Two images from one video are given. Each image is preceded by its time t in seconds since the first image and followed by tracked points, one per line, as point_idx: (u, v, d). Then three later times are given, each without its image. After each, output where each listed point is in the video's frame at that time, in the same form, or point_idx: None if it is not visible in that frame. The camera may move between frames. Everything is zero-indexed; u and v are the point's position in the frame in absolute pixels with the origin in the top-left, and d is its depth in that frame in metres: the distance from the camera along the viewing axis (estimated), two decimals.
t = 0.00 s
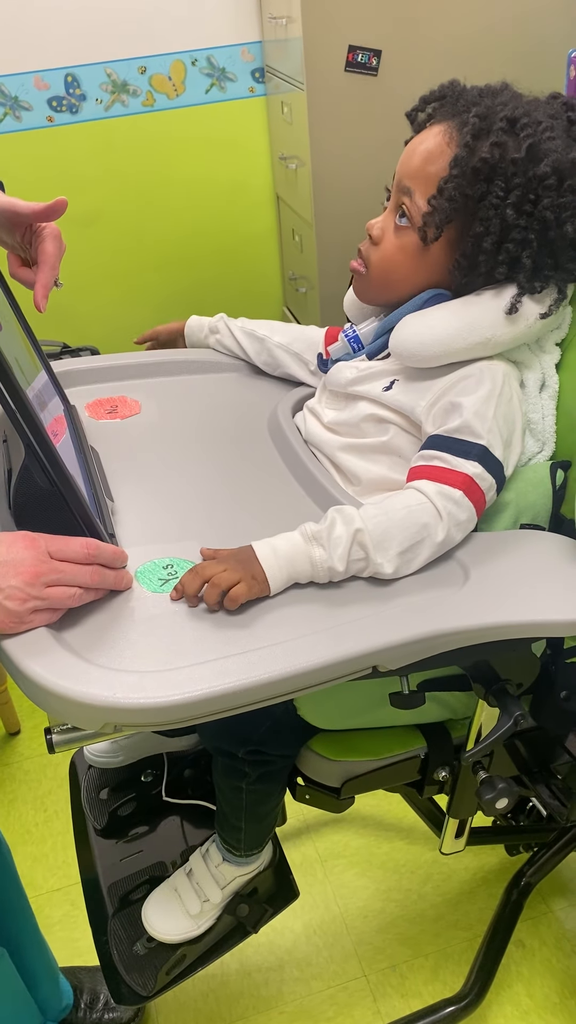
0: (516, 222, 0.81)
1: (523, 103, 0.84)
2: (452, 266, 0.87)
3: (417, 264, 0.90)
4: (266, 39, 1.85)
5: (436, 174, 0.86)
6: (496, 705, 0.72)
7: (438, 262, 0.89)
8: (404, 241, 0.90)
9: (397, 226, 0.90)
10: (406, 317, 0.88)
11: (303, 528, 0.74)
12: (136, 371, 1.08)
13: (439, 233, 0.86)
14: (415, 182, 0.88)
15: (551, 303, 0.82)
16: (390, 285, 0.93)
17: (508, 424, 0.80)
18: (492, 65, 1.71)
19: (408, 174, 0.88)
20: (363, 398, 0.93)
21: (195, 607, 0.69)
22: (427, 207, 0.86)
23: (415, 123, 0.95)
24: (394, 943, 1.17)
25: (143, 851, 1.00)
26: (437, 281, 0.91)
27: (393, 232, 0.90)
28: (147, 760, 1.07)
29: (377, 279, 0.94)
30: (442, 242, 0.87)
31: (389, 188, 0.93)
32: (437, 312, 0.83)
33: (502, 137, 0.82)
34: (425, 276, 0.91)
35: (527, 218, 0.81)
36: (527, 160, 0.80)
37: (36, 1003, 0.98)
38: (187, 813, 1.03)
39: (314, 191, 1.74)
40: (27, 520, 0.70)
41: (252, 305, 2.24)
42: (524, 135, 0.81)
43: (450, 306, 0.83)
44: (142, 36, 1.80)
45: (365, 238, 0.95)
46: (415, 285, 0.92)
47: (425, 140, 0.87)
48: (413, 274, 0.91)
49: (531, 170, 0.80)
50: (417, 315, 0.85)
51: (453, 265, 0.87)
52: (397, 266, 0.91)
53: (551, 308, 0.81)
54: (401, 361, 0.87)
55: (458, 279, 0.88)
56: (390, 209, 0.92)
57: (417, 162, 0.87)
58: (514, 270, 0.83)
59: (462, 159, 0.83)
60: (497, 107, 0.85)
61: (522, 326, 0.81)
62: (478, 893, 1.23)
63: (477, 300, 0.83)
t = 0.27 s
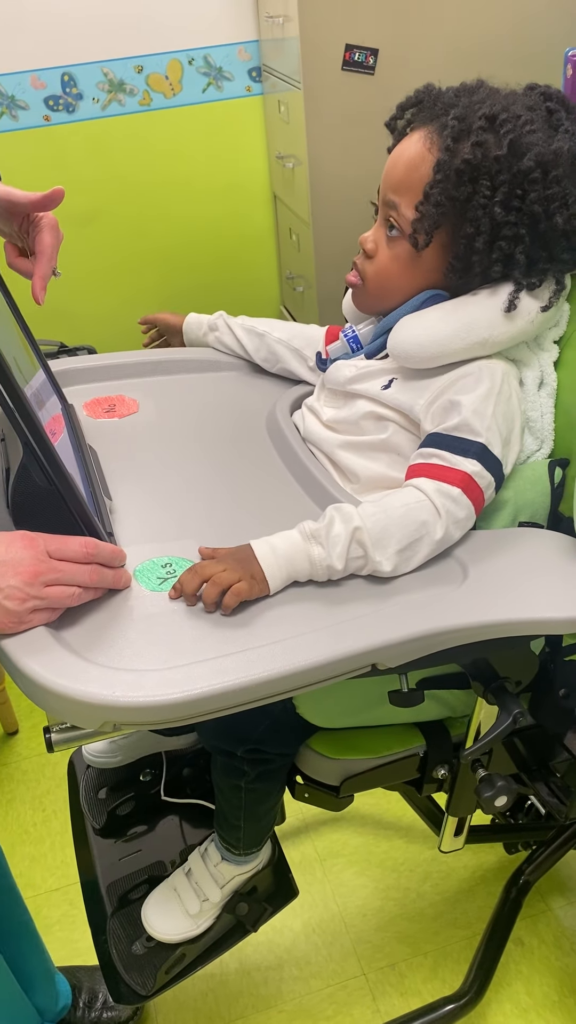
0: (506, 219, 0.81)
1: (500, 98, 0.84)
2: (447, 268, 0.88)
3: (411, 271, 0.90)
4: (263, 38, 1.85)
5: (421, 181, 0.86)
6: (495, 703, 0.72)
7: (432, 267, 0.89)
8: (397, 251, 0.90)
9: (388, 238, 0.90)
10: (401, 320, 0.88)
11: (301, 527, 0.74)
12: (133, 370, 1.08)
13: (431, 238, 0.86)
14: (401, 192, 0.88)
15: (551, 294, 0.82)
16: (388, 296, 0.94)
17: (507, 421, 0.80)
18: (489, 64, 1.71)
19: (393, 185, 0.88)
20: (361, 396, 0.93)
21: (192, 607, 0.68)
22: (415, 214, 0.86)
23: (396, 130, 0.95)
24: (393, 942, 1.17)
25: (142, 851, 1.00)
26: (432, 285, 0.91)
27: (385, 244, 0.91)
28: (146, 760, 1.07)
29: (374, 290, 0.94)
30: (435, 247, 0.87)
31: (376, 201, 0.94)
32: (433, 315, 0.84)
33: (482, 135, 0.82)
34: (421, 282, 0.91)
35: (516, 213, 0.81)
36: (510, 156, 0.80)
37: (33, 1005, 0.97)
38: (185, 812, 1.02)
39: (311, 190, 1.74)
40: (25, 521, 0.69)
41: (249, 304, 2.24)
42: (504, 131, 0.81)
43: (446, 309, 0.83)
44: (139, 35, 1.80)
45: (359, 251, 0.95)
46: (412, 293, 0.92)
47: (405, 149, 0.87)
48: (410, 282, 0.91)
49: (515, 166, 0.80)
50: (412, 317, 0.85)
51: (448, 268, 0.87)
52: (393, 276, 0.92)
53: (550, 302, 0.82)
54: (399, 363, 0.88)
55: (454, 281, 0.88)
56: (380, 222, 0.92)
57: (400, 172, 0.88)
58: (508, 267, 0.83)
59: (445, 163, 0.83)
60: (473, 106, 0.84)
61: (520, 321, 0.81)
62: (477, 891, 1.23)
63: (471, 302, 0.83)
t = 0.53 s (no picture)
0: (496, 216, 0.81)
1: (485, 94, 0.84)
2: (439, 267, 0.87)
3: (404, 272, 0.90)
4: (259, 36, 1.85)
5: (410, 181, 0.86)
6: (491, 700, 0.72)
7: (424, 266, 0.89)
8: (389, 252, 0.90)
9: (381, 240, 0.90)
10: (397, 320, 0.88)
11: (297, 524, 0.74)
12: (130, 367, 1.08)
13: (422, 237, 0.86)
14: (391, 193, 0.87)
15: (544, 289, 0.82)
16: (382, 297, 0.93)
17: (504, 418, 0.80)
18: (485, 61, 1.71)
19: (382, 186, 0.88)
20: (358, 394, 0.93)
21: (193, 602, 0.68)
22: (405, 215, 0.86)
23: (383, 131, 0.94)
24: (390, 940, 1.17)
25: (139, 849, 1.00)
26: (426, 285, 0.90)
27: (378, 246, 0.91)
28: (143, 757, 1.06)
29: (368, 292, 0.94)
30: (427, 245, 0.87)
31: (366, 204, 0.94)
32: (428, 314, 0.83)
33: (469, 132, 0.81)
34: (415, 281, 0.91)
35: (506, 209, 0.81)
36: (497, 152, 0.80)
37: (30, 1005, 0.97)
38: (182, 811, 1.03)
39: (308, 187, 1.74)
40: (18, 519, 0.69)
41: (246, 302, 2.24)
42: (491, 127, 0.80)
43: (441, 308, 0.83)
44: (135, 32, 1.80)
45: (352, 253, 0.95)
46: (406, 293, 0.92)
47: (393, 150, 0.87)
48: (404, 282, 0.91)
49: (503, 162, 0.80)
50: (407, 317, 0.85)
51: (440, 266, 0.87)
52: (386, 278, 0.92)
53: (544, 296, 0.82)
54: (394, 362, 0.87)
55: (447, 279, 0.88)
56: (372, 224, 0.92)
57: (390, 172, 0.87)
58: (500, 263, 0.83)
59: (432, 162, 0.83)
60: (459, 103, 0.84)
61: (515, 317, 0.81)
62: (474, 888, 1.23)
63: (463, 300, 0.83)
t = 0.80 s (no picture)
0: (491, 210, 0.81)
1: (479, 88, 0.84)
2: (436, 263, 0.87)
3: (400, 269, 0.90)
4: (257, 33, 1.85)
5: (404, 177, 0.86)
6: (491, 694, 0.72)
7: (421, 263, 0.89)
8: (386, 250, 0.90)
9: (378, 237, 0.90)
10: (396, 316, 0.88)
11: (296, 519, 0.74)
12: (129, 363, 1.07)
13: (417, 232, 0.86)
14: (386, 191, 0.87)
15: (542, 282, 0.82)
16: (380, 294, 0.93)
17: (503, 414, 0.80)
18: (483, 58, 1.71)
19: (378, 184, 0.88)
20: (357, 390, 0.93)
21: (188, 601, 0.68)
22: (401, 211, 0.86)
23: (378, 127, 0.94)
24: (388, 936, 1.17)
25: (137, 846, 1.00)
26: (423, 281, 0.90)
27: (375, 244, 0.91)
28: (141, 753, 1.06)
29: (366, 291, 0.94)
30: (423, 241, 0.87)
31: (363, 202, 0.94)
32: (427, 311, 0.83)
33: (462, 127, 0.81)
34: (412, 278, 0.90)
35: (501, 203, 0.81)
36: (491, 146, 0.80)
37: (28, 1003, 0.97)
38: (179, 810, 1.02)
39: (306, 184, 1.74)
40: (17, 514, 0.69)
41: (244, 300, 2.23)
42: (485, 121, 0.80)
43: (439, 304, 0.83)
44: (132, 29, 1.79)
45: (350, 252, 0.95)
46: (404, 291, 0.92)
47: (388, 147, 0.87)
48: (401, 280, 0.91)
49: (497, 156, 0.80)
50: (405, 313, 0.85)
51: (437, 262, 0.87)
52: (384, 276, 0.92)
53: (541, 290, 0.82)
54: (393, 359, 0.87)
55: (444, 275, 0.88)
56: (368, 222, 0.92)
57: (385, 170, 0.87)
58: (496, 258, 0.83)
59: (426, 158, 0.83)
60: (452, 98, 0.84)
61: (513, 312, 0.81)
62: (472, 885, 1.23)
63: (460, 296, 0.83)
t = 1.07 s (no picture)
0: (487, 207, 0.82)
1: (473, 86, 0.84)
2: (433, 260, 0.88)
3: (398, 267, 0.91)
4: (255, 30, 1.85)
5: (400, 176, 0.86)
6: (490, 690, 0.72)
7: (418, 261, 0.89)
8: (384, 248, 0.90)
9: (375, 236, 0.91)
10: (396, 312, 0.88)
11: (296, 515, 0.74)
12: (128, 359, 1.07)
13: (414, 230, 0.86)
14: (382, 190, 0.88)
15: (539, 277, 0.82)
16: (378, 292, 0.94)
17: (502, 410, 0.81)
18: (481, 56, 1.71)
19: (374, 183, 0.89)
20: (356, 387, 0.93)
21: (190, 594, 0.68)
22: (397, 210, 0.87)
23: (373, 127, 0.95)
24: (387, 932, 1.18)
25: (136, 842, 1.00)
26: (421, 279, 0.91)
27: (373, 243, 0.91)
28: (141, 750, 1.06)
29: (365, 289, 0.95)
30: (419, 239, 0.87)
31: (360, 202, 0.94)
32: (426, 309, 0.84)
33: (456, 124, 0.81)
34: (410, 276, 0.91)
35: (496, 200, 0.82)
36: (486, 143, 0.81)
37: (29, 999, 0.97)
38: (179, 805, 1.03)
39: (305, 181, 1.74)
40: (14, 510, 0.68)
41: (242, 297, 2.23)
42: (479, 118, 0.81)
43: (438, 301, 0.83)
44: (131, 26, 1.79)
45: (348, 251, 0.96)
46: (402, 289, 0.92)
47: (383, 147, 0.88)
48: (399, 278, 0.91)
49: (492, 153, 0.80)
50: (404, 311, 0.85)
51: (434, 259, 0.88)
52: (382, 274, 0.92)
53: (539, 285, 0.81)
54: (392, 356, 0.88)
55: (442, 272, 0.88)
56: (366, 221, 0.92)
57: (381, 168, 0.88)
58: (492, 254, 0.84)
59: (421, 157, 0.84)
60: (446, 96, 0.84)
61: (512, 308, 0.81)
62: (471, 881, 1.24)
63: (458, 292, 0.83)
